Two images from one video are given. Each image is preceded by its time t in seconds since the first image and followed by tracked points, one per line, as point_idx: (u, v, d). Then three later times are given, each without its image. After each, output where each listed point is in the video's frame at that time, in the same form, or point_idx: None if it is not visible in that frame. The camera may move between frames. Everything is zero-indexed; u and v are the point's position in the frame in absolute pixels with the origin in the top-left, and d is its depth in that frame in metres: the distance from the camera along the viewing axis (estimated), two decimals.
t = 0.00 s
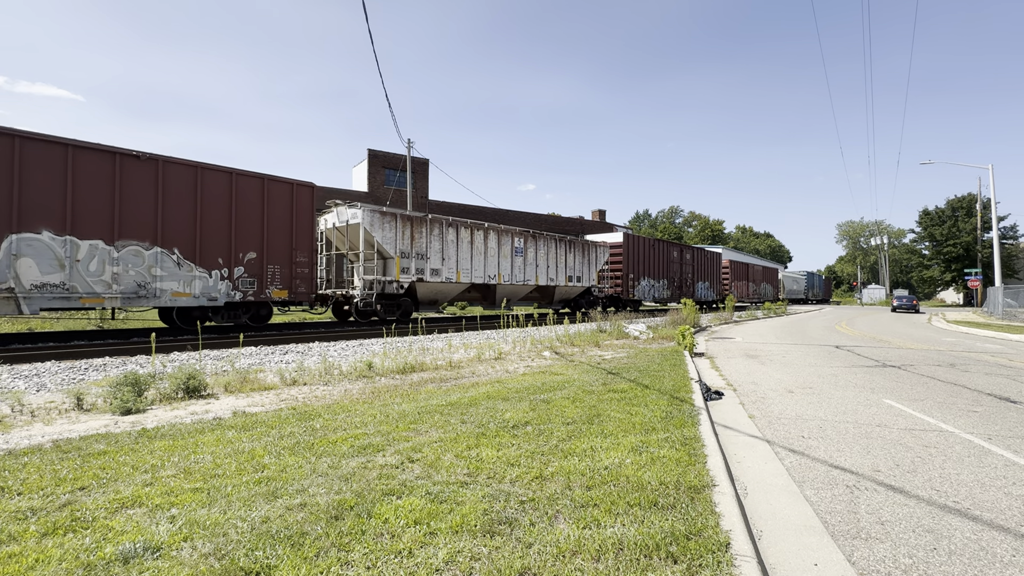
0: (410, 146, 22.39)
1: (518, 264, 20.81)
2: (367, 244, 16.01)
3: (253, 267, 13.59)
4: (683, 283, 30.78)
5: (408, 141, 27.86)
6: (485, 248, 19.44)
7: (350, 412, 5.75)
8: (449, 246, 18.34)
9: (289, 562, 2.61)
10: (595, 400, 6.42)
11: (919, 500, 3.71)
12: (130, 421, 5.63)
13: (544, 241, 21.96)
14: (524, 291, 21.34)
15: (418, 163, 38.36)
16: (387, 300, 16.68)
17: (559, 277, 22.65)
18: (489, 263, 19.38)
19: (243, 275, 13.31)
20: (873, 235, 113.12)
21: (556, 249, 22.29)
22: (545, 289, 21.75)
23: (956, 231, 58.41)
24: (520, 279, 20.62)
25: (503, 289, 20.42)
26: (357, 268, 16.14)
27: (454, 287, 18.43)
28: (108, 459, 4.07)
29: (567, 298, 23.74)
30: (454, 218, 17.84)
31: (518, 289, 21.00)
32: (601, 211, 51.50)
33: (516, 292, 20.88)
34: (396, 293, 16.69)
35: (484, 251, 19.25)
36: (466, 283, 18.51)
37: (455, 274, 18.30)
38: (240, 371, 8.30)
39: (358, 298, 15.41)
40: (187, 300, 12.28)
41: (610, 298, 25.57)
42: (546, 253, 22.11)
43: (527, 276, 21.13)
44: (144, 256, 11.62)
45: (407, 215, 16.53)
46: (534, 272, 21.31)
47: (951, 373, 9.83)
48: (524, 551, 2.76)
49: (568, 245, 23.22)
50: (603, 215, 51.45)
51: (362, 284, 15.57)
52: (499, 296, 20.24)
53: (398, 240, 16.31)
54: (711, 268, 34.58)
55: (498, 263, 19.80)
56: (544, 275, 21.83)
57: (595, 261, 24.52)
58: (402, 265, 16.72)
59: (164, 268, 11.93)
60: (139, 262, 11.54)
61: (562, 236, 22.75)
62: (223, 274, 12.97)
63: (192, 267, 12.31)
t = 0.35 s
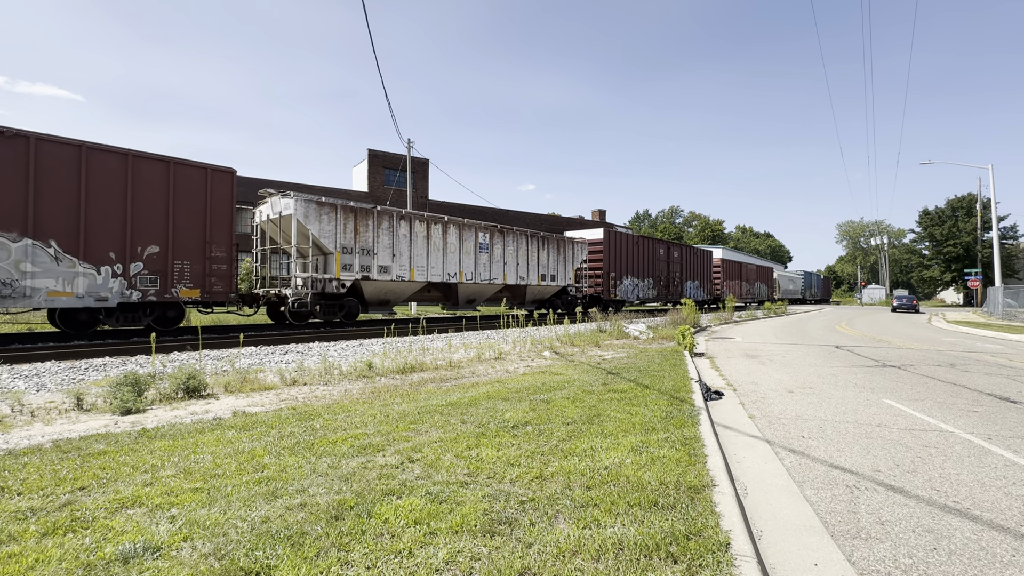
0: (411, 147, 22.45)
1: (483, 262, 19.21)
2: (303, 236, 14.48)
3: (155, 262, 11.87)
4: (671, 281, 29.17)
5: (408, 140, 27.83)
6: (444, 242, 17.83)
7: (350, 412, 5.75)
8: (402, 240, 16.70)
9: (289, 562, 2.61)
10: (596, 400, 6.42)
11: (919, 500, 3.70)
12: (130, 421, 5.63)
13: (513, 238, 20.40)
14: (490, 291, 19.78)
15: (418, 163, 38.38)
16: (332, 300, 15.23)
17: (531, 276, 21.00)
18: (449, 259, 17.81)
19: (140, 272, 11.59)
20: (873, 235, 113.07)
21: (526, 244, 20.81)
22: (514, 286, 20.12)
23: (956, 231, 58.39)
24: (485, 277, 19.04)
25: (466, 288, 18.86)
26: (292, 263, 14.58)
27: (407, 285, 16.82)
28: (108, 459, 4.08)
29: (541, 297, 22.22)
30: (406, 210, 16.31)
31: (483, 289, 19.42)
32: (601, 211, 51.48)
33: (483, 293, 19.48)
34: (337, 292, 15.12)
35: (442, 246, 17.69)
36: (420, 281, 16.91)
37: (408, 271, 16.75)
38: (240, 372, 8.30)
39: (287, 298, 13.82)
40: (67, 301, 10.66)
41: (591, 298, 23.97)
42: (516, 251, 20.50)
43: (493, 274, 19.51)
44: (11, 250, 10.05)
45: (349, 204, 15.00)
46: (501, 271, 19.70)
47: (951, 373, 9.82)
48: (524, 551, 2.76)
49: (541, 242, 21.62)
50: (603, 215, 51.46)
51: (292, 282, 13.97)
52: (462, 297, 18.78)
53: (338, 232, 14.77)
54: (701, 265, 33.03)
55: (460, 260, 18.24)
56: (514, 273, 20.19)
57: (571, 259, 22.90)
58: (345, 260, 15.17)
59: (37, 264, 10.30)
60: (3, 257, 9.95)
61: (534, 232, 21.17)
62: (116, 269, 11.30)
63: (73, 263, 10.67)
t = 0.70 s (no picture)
0: (411, 147, 22.47)
1: (442, 259, 17.91)
2: (222, 228, 13.18)
3: (28, 257, 10.72)
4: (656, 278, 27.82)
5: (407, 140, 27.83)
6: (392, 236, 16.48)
7: (350, 412, 5.75)
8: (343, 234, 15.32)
9: (289, 562, 2.61)
10: (596, 400, 6.42)
11: (919, 500, 3.70)
12: (130, 421, 5.63)
13: (476, 233, 19.07)
14: (451, 291, 18.46)
15: (418, 163, 38.39)
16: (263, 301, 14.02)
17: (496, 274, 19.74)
18: (399, 256, 16.49)
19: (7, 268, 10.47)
20: (873, 235, 113.09)
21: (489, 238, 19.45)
22: (476, 285, 18.82)
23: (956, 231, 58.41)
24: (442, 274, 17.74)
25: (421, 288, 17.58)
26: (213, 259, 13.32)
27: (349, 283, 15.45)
28: (108, 459, 4.08)
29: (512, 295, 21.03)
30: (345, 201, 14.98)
31: (443, 289, 18.15)
32: (601, 211, 51.51)
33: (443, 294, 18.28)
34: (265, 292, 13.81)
35: (392, 241, 16.35)
36: (363, 279, 15.60)
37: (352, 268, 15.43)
38: (240, 371, 8.30)
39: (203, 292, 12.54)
40: None
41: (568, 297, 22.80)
42: (479, 247, 19.16)
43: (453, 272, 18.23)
44: None
45: (275, 193, 13.68)
46: (461, 268, 18.40)
47: (951, 373, 9.83)
48: (524, 551, 2.76)
49: (508, 238, 20.35)
50: (603, 215, 51.50)
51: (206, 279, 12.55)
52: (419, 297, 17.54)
53: (263, 224, 13.46)
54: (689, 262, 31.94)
55: (413, 257, 16.92)
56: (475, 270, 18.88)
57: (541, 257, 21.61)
58: (272, 256, 13.78)
59: None
60: None
61: (497, 226, 19.89)
62: None
63: None
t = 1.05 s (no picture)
0: (411, 146, 22.49)
1: (390, 254, 16.62)
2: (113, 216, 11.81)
3: None
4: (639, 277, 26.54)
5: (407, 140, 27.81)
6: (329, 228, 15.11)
7: (350, 412, 5.75)
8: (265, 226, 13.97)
9: (289, 562, 2.61)
10: (596, 400, 6.42)
11: (919, 500, 3.70)
12: (130, 421, 5.63)
13: (432, 226, 17.76)
14: (402, 290, 17.16)
15: (418, 163, 38.38)
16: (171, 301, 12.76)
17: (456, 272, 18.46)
18: (336, 250, 15.19)
19: None
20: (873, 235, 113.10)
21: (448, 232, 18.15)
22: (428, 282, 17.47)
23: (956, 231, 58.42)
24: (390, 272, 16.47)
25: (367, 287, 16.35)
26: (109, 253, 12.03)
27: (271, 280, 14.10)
28: (108, 459, 4.07)
29: (474, 297, 19.76)
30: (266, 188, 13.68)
31: (393, 288, 16.87)
32: (601, 211, 51.52)
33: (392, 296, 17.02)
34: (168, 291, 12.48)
35: (326, 234, 15.00)
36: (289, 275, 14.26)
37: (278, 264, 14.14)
38: (240, 371, 8.30)
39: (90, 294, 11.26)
40: None
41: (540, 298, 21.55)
42: (435, 242, 17.83)
43: (404, 269, 16.95)
44: None
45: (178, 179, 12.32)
46: (413, 265, 17.11)
47: (951, 373, 9.83)
48: (524, 551, 2.76)
49: (471, 232, 19.08)
50: (603, 215, 51.51)
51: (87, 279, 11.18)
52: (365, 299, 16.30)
53: (162, 213, 12.16)
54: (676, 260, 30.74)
55: (355, 252, 15.61)
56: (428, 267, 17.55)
57: (508, 253, 20.34)
58: (174, 249, 12.45)
59: None
60: None
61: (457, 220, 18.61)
62: None
63: None
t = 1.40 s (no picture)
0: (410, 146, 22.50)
1: (328, 250, 14.91)
2: None
3: None
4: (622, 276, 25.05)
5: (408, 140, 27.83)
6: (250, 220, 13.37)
7: (350, 412, 5.75)
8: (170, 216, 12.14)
9: (289, 562, 2.61)
10: (595, 400, 6.43)
11: (919, 500, 3.70)
12: (130, 421, 5.63)
13: (379, 219, 16.06)
14: (343, 290, 15.56)
15: (418, 163, 38.37)
16: (48, 302, 11.14)
17: (408, 270, 16.82)
18: (261, 245, 13.45)
19: None
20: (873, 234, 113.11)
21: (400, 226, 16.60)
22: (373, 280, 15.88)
23: (956, 231, 58.40)
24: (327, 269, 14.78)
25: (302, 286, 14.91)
26: None
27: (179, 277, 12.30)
28: (108, 459, 4.08)
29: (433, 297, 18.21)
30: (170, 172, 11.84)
31: (334, 288, 15.31)
32: (601, 211, 51.54)
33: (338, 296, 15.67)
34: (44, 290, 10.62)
35: (248, 227, 13.26)
36: (202, 272, 12.50)
37: (187, 259, 12.37)
38: (240, 371, 8.30)
39: None
40: None
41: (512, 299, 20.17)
42: (383, 237, 16.15)
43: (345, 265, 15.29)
44: None
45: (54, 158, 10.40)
46: (355, 262, 15.42)
47: (951, 373, 9.83)
48: (524, 551, 2.76)
49: (425, 226, 17.40)
50: (603, 215, 51.52)
51: None
52: (302, 299, 14.93)
53: (33, 198, 10.24)
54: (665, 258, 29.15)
55: (284, 247, 13.91)
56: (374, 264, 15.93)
57: (468, 250, 18.71)
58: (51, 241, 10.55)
59: None
60: None
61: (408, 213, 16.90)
62: None
63: None
